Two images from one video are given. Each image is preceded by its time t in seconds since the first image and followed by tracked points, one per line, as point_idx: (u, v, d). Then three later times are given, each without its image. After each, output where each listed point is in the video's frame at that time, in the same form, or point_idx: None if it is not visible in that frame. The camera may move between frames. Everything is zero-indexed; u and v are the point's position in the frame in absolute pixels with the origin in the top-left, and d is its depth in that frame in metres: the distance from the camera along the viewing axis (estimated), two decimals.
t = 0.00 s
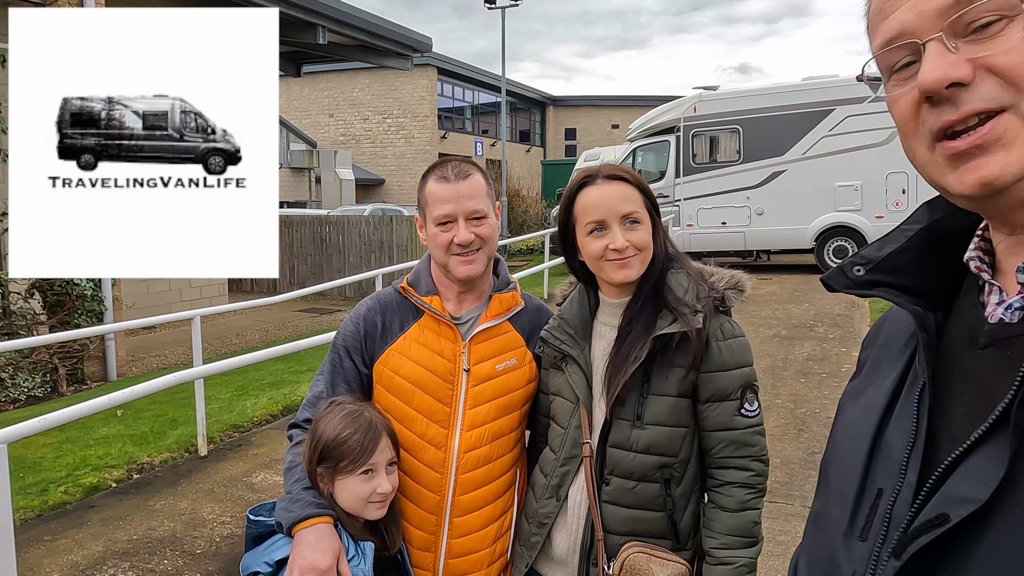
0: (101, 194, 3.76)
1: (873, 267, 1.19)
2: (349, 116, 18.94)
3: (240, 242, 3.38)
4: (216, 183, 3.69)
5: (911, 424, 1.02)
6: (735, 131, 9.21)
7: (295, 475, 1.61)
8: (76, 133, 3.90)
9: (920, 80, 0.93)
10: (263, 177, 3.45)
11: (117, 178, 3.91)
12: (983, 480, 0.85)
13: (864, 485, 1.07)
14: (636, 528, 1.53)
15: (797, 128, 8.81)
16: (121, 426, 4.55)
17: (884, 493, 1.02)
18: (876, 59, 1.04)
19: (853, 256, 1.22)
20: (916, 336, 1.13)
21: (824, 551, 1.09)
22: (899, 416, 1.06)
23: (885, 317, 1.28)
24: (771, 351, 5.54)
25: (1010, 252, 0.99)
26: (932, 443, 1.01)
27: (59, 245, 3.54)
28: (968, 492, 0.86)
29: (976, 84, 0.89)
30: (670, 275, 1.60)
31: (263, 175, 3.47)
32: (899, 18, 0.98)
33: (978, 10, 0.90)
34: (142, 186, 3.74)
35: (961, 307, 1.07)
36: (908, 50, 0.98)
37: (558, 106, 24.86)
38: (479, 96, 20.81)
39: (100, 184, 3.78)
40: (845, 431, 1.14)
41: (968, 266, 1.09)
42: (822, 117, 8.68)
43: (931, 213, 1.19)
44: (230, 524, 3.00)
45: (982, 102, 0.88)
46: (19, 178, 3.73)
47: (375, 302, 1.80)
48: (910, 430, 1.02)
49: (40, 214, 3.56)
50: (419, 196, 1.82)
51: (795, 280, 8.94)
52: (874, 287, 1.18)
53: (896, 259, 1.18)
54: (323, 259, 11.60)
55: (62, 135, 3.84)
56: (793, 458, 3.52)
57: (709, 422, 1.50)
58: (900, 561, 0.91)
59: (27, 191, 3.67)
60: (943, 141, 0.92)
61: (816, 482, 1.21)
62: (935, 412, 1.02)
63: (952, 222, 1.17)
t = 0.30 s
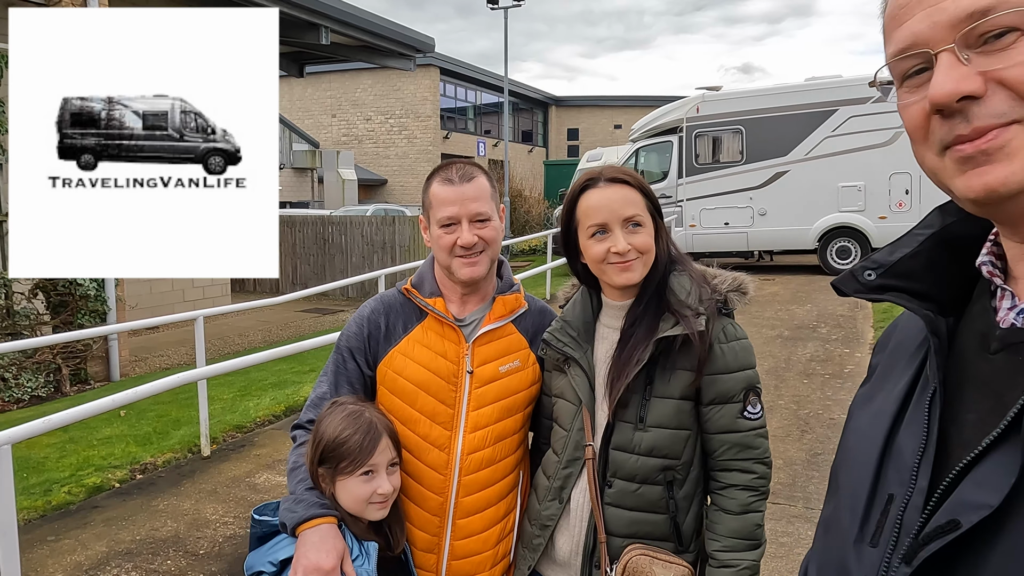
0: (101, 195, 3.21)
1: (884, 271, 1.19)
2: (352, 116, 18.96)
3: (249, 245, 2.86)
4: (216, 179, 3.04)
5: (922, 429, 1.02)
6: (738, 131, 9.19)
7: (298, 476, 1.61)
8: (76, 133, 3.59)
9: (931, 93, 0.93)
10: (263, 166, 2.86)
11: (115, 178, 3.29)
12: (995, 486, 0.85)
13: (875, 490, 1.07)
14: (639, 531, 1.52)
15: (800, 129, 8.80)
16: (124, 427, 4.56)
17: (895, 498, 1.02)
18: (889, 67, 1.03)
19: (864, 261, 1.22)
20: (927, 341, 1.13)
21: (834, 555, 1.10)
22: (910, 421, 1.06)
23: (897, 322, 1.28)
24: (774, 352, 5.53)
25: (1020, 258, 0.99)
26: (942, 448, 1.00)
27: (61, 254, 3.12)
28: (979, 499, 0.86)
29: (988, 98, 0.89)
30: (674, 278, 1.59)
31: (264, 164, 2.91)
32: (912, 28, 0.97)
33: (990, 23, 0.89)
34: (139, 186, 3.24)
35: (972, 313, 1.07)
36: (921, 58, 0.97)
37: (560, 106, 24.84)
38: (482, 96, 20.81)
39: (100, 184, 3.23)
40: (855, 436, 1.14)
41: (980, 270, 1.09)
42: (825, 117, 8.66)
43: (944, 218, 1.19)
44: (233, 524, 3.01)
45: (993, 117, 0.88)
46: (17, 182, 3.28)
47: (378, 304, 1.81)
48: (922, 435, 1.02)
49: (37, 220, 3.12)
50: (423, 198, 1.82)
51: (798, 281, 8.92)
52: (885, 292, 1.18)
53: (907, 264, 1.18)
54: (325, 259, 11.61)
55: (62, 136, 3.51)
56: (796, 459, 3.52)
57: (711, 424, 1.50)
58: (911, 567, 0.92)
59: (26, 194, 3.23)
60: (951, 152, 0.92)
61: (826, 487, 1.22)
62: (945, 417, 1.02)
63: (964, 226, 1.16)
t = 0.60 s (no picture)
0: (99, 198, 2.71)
1: (889, 269, 1.20)
2: (355, 115, 18.98)
3: (254, 249, 2.61)
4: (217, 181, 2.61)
5: (925, 425, 1.03)
6: (741, 131, 9.18)
7: (304, 472, 1.62)
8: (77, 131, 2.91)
9: (923, 99, 0.94)
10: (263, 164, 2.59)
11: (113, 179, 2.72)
12: (996, 480, 0.86)
13: (878, 487, 1.08)
14: (642, 528, 1.53)
15: (803, 128, 8.79)
16: (127, 425, 4.57)
17: (898, 493, 1.03)
18: (887, 71, 1.04)
19: (869, 259, 1.23)
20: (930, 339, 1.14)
21: (838, 552, 1.10)
22: (913, 417, 1.06)
23: (903, 321, 1.29)
24: (777, 351, 5.54)
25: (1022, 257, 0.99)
26: (946, 444, 1.01)
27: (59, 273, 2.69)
28: (981, 493, 0.86)
29: (981, 103, 0.89)
30: (675, 276, 1.60)
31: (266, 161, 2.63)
32: (906, 34, 0.97)
33: (982, 29, 0.89)
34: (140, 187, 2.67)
35: (976, 310, 1.08)
36: (916, 64, 0.98)
37: (563, 106, 24.85)
38: (485, 95, 20.82)
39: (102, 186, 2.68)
40: (860, 434, 1.15)
41: (983, 268, 1.10)
42: (828, 116, 8.66)
43: (948, 217, 1.20)
44: (237, 522, 3.02)
45: (986, 121, 0.89)
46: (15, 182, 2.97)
47: (382, 302, 1.81)
48: (925, 432, 1.02)
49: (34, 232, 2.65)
50: (427, 197, 1.83)
51: (801, 280, 8.92)
52: (889, 290, 1.19)
53: (911, 263, 1.18)
54: (329, 258, 11.63)
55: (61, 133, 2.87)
56: (798, 458, 3.53)
57: (714, 422, 1.51)
58: (913, 559, 0.92)
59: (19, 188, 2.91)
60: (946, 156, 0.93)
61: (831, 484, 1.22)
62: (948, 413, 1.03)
63: (968, 225, 1.17)
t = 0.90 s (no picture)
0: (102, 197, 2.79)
1: (883, 268, 1.21)
2: (357, 115, 18.99)
3: (254, 250, 2.60)
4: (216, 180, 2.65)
5: (919, 421, 1.03)
6: (742, 130, 9.17)
7: (305, 469, 1.63)
8: (78, 132, 3.12)
9: (913, 96, 0.94)
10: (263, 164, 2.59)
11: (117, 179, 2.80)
12: (987, 475, 0.86)
13: (871, 482, 1.08)
14: (641, 526, 1.54)
15: (804, 127, 8.78)
16: (129, 424, 4.58)
17: (891, 489, 1.03)
18: (881, 68, 1.04)
19: (864, 258, 1.24)
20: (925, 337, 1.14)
21: (832, 548, 1.10)
22: (907, 413, 1.07)
23: (899, 320, 1.29)
24: (778, 351, 5.53)
25: (1014, 254, 0.99)
26: (939, 439, 1.01)
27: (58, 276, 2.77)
28: (972, 487, 0.87)
29: (969, 99, 0.89)
30: (674, 274, 1.60)
31: (265, 161, 2.63)
32: (898, 32, 0.98)
33: (971, 26, 0.90)
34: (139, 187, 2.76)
35: (970, 308, 1.08)
36: (907, 61, 0.98)
37: (565, 105, 24.87)
38: (486, 95, 20.82)
39: (101, 184, 2.79)
40: (855, 431, 1.15)
41: (977, 266, 1.10)
42: (830, 116, 8.65)
43: (942, 215, 1.20)
44: (238, 521, 3.03)
45: (975, 116, 0.89)
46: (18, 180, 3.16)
47: (383, 300, 1.82)
48: (918, 427, 1.03)
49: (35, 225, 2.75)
50: (427, 196, 1.83)
51: (802, 279, 8.91)
52: (884, 288, 1.19)
53: (906, 261, 1.19)
54: (330, 258, 11.64)
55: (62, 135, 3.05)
56: (799, 458, 3.52)
57: (712, 420, 1.51)
58: (905, 554, 0.93)
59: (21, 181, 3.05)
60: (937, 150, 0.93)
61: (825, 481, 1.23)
62: (942, 409, 1.03)
63: (962, 223, 1.17)
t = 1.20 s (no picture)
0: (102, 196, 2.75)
1: (882, 270, 1.20)
2: (358, 116, 19.00)
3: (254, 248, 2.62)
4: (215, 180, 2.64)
5: (918, 424, 1.03)
6: (743, 131, 9.17)
7: (305, 472, 1.62)
8: (77, 132, 3.08)
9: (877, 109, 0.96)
10: (263, 164, 2.60)
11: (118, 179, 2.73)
12: (987, 478, 0.86)
13: (871, 485, 1.08)
14: (642, 528, 1.53)
15: (806, 129, 8.78)
16: (131, 425, 4.59)
17: (890, 492, 1.03)
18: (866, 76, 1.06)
19: (863, 259, 1.23)
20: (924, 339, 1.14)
21: (830, 551, 1.10)
22: (906, 416, 1.06)
23: (896, 322, 1.29)
24: (779, 352, 5.53)
25: (1015, 255, 0.98)
26: (938, 443, 1.01)
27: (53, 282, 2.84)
28: (971, 490, 0.87)
29: (927, 111, 0.90)
30: (675, 276, 1.60)
31: (265, 162, 2.64)
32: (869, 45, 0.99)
33: (929, 41, 0.90)
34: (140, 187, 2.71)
35: (969, 310, 1.07)
36: (882, 71, 1.00)
37: (566, 106, 24.88)
38: (488, 96, 20.84)
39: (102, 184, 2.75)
40: (854, 434, 1.15)
41: (976, 268, 1.09)
42: (831, 117, 8.65)
43: (941, 218, 1.20)
44: (239, 522, 3.03)
45: (933, 128, 0.90)
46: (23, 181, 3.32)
47: (383, 302, 1.82)
48: (917, 430, 1.02)
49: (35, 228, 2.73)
50: (428, 197, 1.83)
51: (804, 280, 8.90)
52: (882, 291, 1.19)
53: (905, 263, 1.18)
54: (332, 259, 11.65)
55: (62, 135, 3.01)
56: (801, 459, 3.52)
57: (713, 422, 1.51)
58: (904, 557, 0.92)
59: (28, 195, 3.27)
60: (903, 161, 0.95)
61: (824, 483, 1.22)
62: (941, 412, 1.03)
63: (960, 225, 1.17)
